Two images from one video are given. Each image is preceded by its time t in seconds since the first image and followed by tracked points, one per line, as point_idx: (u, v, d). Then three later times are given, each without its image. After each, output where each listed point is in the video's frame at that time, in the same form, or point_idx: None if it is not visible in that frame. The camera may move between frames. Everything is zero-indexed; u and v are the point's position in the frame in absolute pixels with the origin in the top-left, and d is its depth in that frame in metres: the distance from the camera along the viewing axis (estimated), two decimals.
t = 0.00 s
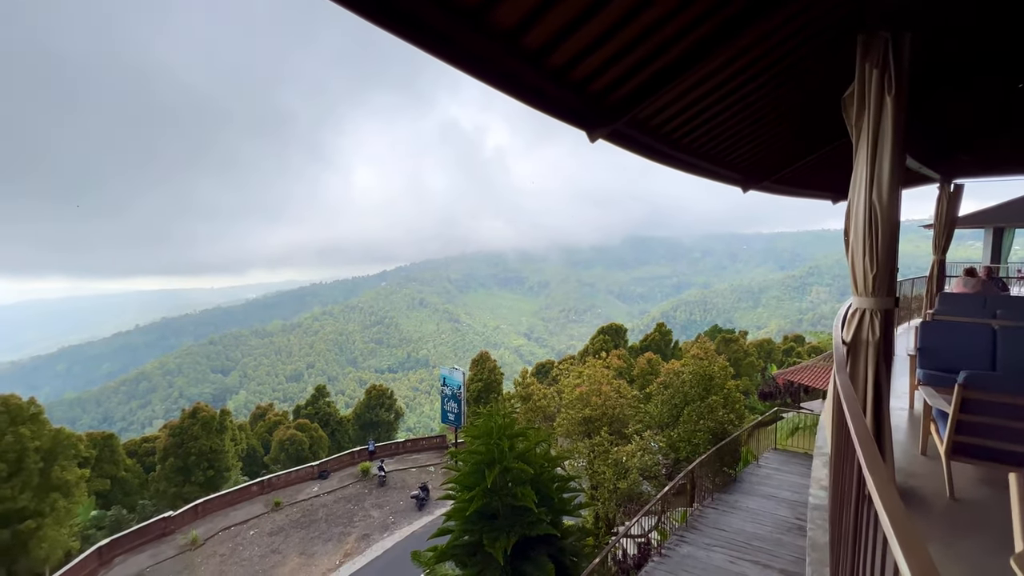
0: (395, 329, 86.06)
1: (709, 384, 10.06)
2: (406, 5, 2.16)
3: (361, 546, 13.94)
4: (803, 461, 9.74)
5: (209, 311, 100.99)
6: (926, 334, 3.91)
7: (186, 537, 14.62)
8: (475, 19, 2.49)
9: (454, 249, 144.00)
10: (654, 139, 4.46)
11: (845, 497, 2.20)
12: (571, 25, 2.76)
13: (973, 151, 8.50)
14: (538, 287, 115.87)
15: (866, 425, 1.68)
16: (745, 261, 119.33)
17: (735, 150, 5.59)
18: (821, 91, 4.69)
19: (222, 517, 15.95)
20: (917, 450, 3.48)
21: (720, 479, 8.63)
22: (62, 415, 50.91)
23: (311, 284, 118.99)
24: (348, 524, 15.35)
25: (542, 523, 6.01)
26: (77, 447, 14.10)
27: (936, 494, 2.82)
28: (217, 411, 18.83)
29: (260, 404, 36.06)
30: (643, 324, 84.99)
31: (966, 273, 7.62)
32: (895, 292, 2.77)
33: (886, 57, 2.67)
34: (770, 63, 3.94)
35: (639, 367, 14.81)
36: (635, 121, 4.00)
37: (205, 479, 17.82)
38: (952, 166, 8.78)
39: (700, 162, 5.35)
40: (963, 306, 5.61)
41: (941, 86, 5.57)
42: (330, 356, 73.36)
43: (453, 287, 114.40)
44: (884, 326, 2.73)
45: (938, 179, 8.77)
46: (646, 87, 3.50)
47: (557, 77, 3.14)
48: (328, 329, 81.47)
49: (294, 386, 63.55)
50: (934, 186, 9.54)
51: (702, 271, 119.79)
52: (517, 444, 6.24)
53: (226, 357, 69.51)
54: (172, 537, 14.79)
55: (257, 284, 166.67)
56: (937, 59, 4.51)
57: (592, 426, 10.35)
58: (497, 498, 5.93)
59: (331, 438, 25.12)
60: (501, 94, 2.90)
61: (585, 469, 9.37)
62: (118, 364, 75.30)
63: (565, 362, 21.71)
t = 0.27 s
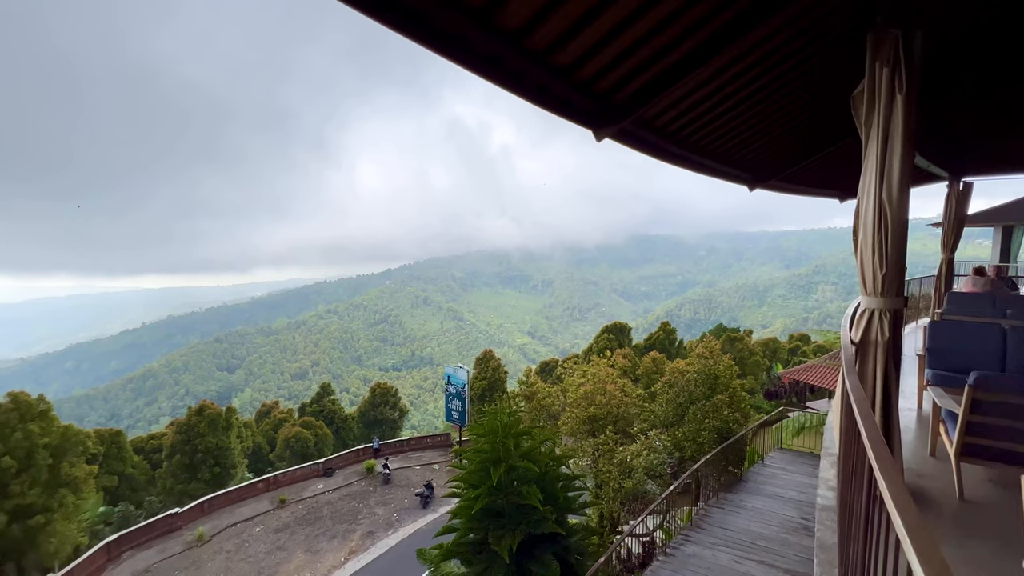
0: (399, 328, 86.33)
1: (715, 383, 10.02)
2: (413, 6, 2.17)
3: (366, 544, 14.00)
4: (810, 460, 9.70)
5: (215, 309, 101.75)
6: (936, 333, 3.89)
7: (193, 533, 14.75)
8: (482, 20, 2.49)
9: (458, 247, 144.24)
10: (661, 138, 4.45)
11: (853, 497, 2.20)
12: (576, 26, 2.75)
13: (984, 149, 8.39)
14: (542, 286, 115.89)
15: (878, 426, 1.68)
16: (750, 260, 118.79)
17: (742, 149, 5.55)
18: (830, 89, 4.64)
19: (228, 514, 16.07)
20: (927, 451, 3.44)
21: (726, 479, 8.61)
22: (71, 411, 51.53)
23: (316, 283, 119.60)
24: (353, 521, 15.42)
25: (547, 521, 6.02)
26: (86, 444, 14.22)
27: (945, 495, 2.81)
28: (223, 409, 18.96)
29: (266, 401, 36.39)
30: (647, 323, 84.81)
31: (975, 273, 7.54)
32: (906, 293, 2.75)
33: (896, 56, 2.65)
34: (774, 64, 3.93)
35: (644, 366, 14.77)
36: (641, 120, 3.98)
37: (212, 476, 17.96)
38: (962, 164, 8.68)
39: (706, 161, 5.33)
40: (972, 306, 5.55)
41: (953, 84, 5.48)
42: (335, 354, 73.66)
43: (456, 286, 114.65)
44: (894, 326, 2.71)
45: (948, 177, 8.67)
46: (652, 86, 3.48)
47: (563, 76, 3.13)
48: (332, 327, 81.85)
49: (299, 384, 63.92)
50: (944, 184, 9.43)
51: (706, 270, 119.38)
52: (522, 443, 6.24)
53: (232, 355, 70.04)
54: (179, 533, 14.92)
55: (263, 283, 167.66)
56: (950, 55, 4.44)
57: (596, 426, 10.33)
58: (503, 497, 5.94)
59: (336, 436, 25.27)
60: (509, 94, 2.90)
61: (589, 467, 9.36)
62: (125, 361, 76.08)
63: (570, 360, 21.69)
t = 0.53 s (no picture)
0: (405, 326, 86.66)
1: (722, 382, 9.97)
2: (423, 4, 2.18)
3: (373, 541, 14.09)
4: (817, 460, 9.66)
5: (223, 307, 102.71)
6: (947, 333, 3.85)
7: (202, 529, 14.90)
8: (494, 19, 2.50)
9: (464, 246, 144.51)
10: (670, 135, 4.42)
11: (864, 498, 2.18)
12: (585, 24, 2.74)
13: (999, 146, 8.24)
14: (548, 285, 115.86)
15: (889, 426, 1.68)
16: (758, 258, 117.97)
17: (749, 147, 5.52)
18: (840, 86, 4.60)
19: (237, 510, 16.23)
20: (938, 452, 3.42)
21: (733, 478, 8.59)
22: (83, 408, 52.30)
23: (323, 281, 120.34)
24: (360, 518, 15.53)
25: (554, 519, 6.03)
26: (97, 439, 14.40)
27: (956, 495, 2.79)
28: (232, 406, 19.13)
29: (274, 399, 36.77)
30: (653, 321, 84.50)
31: (988, 272, 7.43)
32: (919, 292, 2.73)
33: (911, 51, 2.62)
34: (778, 65, 3.92)
35: (650, 365, 14.68)
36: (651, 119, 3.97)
37: (221, 473, 18.13)
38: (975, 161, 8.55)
39: (716, 157, 5.28)
40: (984, 305, 5.48)
41: (966, 81, 5.40)
42: (342, 352, 73.99)
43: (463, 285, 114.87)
44: (906, 327, 2.69)
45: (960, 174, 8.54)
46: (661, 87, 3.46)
47: (573, 74, 3.13)
48: (339, 325, 82.36)
49: (307, 382, 64.35)
50: (956, 182, 9.29)
51: (713, 269, 118.72)
52: (529, 441, 6.25)
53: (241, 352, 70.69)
54: (189, 528, 15.09)
55: (270, 282, 168.93)
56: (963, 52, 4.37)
57: (603, 424, 10.25)
58: (510, 494, 5.95)
59: (343, 434, 25.43)
60: (516, 94, 2.91)
61: (597, 466, 9.31)
62: (136, 358, 77.04)
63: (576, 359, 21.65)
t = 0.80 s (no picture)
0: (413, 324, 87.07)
1: (732, 381, 9.88)
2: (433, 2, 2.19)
3: (382, 537, 14.21)
4: (829, 461, 9.56)
5: (235, 306, 104.00)
6: (964, 334, 3.78)
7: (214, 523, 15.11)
8: (505, 17, 2.50)
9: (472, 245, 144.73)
10: (680, 133, 4.40)
11: (878, 499, 2.16)
12: (594, 23, 2.73)
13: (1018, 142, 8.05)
14: (556, 283, 115.75)
15: (904, 425, 1.66)
16: (768, 257, 116.78)
17: (759, 146, 5.48)
18: (853, 83, 4.52)
19: (248, 505, 16.44)
20: (954, 454, 3.36)
21: (743, 478, 8.54)
22: (98, 403, 53.31)
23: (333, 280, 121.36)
24: (369, 514, 15.66)
25: (562, 517, 6.04)
26: (113, 434, 14.64)
27: (972, 498, 2.76)
28: (243, 403, 19.34)
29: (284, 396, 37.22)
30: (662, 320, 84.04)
31: (1006, 271, 7.28)
32: (934, 292, 2.68)
33: (928, 47, 2.58)
34: (784, 65, 3.90)
35: (659, 364, 14.57)
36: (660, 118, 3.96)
37: (232, 469, 18.36)
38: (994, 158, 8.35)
39: (727, 156, 5.25)
40: (1004, 305, 5.36)
41: (984, 76, 5.27)
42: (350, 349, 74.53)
43: (471, 283, 115.11)
44: (920, 327, 2.66)
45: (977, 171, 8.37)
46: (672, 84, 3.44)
47: (583, 72, 3.12)
48: (348, 323, 82.99)
49: (316, 379, 64.90)
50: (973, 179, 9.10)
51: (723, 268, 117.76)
52: (538, 439, 6.25)
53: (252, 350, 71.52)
54: (201, 523, 15.32)
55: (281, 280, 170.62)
56: (979, 46, 4.28)
57: (612, 424, 10.15)
58: (519, 492, 5.97)
59: (352, 431, 25.65)
60: (527, 92, 2.92)
61: (605, 466, 9.26)
62: (150, 355, 78.30)
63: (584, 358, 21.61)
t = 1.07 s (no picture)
0: (424, 322, 87.53)
1: (744, 381, 9.77)
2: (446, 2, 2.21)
3: (393, 533, 14.35)
4: (843, 463, 9.44)
5: (249, 304, 105.59)
6: (984, 335, 3.70)
7: (229, 517, 15.37)
8: (518, 16, 2.50)
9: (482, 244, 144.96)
10: (691, 131, 4.36)
11: (895, 502, 2.14)
12: (606, 21, 2.71)
13: None
14: (567, 282, 115.46)
15: (922, 425, 1.65)
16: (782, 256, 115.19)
17: (773, 144, 5.41)
18: (870, 78, 4.44)
19: (261, 500, 16.66)
20: (976, 457, 3.28)
21: (755, 480, 8.45)
22: (116, 398, 54.47)
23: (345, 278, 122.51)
24: (380, 511, 15.79)
25: (573, 516, 6.04)
26: (131, 429, 14.94)
27: (995, 501, 2.70)
28: (257, 399, 19.61)
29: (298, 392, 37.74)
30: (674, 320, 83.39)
31: None
32: (955, 292, 2.63)
33: (949, 43, 2.52)
34: (796, 64, 3.85)
35: (670, 364, 14.44)
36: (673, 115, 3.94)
37: (246, 464, 18.63)
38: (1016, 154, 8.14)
39: (740, 154, 5.18)
40: None
41: (1007, 70, 5.12)
42: (361, 347, 75.14)
43: (482, 282, 115.39)
44: (940, 326, 2.62)
45: (999, 168, 8.16)
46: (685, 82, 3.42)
47: (596, 71, 3.11)
48: (360, 321, 83.75)
49: (328, 376, 65.51)
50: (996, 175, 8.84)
51: (736, 267, 116.53)
52: (548, 438, 6.26)
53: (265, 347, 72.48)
54: (216, 517, 15.57)
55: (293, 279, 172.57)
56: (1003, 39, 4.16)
57: (623, 424, 10.01)
58: (529, 491, 6.00)
59: (363, 428, 25.88)
60: (540, 91, 2.91)
61: (616, 465, 9.22)
62: (166, 352, 79.80)
63: (594, 357, 21.54)
